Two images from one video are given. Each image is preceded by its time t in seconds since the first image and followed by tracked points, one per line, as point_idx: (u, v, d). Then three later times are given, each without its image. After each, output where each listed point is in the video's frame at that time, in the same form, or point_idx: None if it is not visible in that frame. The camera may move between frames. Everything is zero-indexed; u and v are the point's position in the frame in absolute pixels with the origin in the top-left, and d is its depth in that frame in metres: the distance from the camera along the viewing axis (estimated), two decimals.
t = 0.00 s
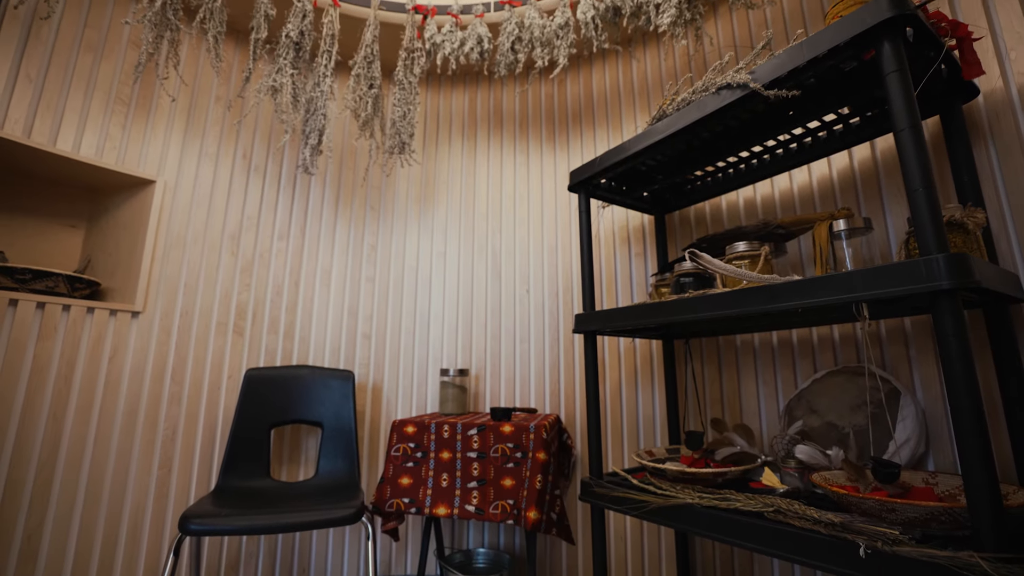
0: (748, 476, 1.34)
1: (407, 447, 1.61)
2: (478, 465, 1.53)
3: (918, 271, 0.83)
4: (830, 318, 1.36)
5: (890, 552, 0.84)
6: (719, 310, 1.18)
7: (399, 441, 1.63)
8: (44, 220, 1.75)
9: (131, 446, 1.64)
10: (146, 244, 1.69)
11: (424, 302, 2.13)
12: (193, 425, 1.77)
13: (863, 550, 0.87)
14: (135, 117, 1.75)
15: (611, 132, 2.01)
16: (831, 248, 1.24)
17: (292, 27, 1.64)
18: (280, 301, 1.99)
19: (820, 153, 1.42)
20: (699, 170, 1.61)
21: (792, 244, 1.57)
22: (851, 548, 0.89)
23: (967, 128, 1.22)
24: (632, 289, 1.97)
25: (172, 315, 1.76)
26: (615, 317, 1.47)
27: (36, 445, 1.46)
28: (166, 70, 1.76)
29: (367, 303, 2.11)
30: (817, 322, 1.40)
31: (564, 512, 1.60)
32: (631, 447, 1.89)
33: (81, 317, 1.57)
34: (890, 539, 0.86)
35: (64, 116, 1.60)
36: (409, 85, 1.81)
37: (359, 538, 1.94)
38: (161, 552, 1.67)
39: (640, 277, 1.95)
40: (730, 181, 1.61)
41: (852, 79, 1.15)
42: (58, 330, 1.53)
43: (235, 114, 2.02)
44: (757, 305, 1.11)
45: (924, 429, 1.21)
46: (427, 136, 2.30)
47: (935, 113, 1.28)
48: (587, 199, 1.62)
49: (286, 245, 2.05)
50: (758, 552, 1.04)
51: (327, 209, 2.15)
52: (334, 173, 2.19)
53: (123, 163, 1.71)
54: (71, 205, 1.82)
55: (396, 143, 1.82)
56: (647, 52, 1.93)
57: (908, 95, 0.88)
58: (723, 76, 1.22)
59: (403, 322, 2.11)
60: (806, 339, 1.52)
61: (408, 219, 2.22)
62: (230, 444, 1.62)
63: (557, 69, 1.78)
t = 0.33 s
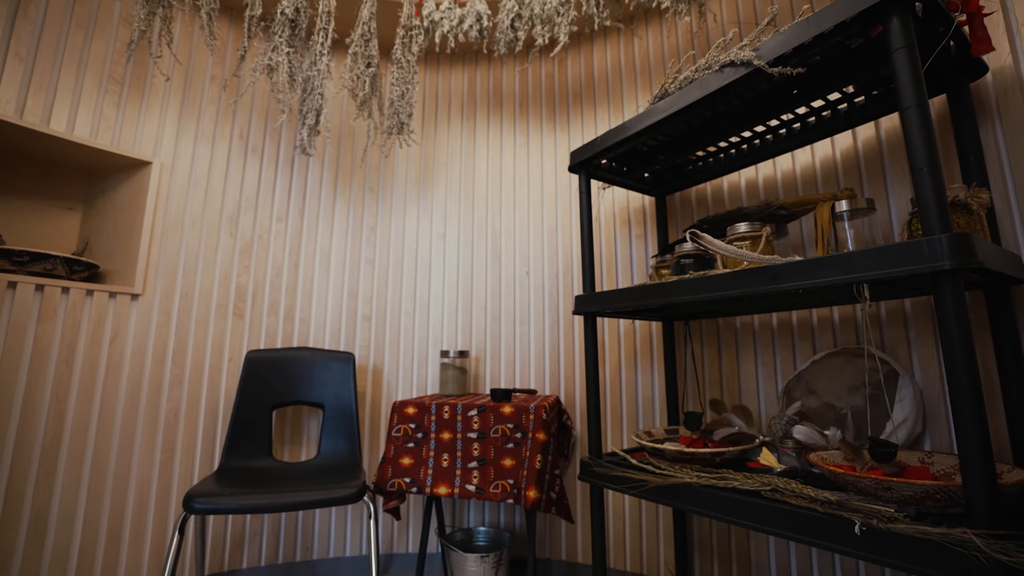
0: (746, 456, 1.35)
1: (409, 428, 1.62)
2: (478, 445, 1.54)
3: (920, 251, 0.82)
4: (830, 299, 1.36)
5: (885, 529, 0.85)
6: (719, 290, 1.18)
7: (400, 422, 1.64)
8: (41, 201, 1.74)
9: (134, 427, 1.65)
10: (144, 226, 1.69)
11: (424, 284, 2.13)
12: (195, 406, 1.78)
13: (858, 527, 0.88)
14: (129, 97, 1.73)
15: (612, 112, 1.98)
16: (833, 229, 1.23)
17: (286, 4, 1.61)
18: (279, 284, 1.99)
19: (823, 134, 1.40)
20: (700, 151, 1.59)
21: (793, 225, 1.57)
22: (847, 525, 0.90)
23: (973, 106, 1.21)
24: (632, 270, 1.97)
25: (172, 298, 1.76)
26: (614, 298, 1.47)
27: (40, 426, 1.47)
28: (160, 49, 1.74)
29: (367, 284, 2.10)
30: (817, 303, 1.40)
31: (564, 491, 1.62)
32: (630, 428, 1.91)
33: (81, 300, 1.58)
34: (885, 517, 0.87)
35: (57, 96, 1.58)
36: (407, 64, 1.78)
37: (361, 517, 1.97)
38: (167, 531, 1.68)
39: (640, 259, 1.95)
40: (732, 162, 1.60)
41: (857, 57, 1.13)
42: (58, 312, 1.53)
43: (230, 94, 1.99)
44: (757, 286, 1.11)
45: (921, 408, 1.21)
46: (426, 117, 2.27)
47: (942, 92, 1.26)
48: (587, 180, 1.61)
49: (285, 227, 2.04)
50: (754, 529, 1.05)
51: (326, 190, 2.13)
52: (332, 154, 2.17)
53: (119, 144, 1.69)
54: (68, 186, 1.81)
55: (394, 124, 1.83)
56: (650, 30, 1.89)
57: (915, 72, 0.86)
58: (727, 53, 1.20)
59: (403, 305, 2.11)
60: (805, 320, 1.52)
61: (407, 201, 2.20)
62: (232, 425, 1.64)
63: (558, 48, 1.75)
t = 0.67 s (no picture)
0: (744, 439, 1.36)
1: (409, 411, 1.63)
2: (478, 429, 1.55)
3: (923, 234, 0.82)
4: (830, 282, 1.36)
5: (881, 509, 0.85)
6: (719, 273, 1.18)
7: (400, 406, 1.64)
8: (37, 185, 1.73)
9: (135, 411, 1.66)
10: (142, 210, 1.68)
11: (423, 268, 2.13)
12: (196, 390, 1.79)
13: (854, 507, 0.89)
14: (123, 78, 1.71)
15: (612, 94, 1.96)
16: (834, 213, 1.22)
17: None
18: (278, 268, 1.98)
19: (827, 116, 1.38)
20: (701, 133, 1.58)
21: (794, 209, 1.56)
22: (843, 505, 0.91)
23: (980, 87, 1.19)
24: (632, 254, 1.96)
25: (171, 282, 1.76)
26: (614, 281, 1.46)
27: (43, 409, 1.48)
28: (153, 29, 1.71)
29: (367, 269, 2.10)
30: (817, 287, 1.40)
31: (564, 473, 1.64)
32: (629, 410, 1.92)
33: (80, 285, 1.58)
34: (881, 497, 0.88)
35: (49, 78, 1.57)
36: (405, 44, 1.75)
37: (363, 500, 1.99)
38: (171, 513, 1.70)
39: (640, 243, 1.94)
40: (734, 145, 1.58)
41: (863, 36, 1.11)
42: (57, 297, 1.53)
43: (226, 75, 1.96)
44: (757, 269, 1.10)
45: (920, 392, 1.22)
46: (424, 99, 2.24)
47: (948, 72, 1.24)
48: (587, 163, 1.60)
49: (284, 211, 2.02)
50: (751, 510, 1.07)
51: (324, 174, 2.12)
52: (330, 137, 2.15)
53: (114, 127, 1.68)
54: (64, 170, 1.80)
55: (392, 106, 1.81)
56: (652, 9, 1.86)
57: (922, 51, 0.85)
58: (731, 33, 1.17)
59: (403, 289, 2.11)
60: (805, 304, 1.52)
61: (407, 184, 2.19)
62: (235, 408, 1.65)
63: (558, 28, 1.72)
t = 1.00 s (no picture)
0: (743, 422, 1.36)
1: (409, 396, 1.64)
2: (478, 413, 1.56)
3: (925, 218, 0.81)
4: (831, 267, 1.35)
5: (878, 491, 0.86)
6: (720, 257, 1.17)
7: (400, 390, 1.65)
8: (32, 170, 1.71)
9: (137, 397, 1.67)
10: (139, 195, 1.67)
11: (423, 253, 2.12)
12: (197, 375, 1.79)
13: (852, 490, 0.89)
14: (117, 61, 1.69)
15: (613, 77, 1.94)
16: (837, 197, 1.21)
17: None
18: (278, 253, 1.98)
19: (832, 97, 1.37)
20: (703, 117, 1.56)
21: (796, 193, 1.55)
22: (840, 488, 0.91)
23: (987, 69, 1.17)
24: (632, 239, 1.96)
25: (170, 268, 1.75)
26: (614, 266, 1.46)
27: (44, 394, 1.49)
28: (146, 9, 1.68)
29: (367, 254, 2.09)
30: (817, 272, 1.39)
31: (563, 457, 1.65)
32: (629, 395, 1.93)
33: (79, 270, 1.57)
34: (878, 480, 0.88)
35: (41, 61, 1.54)
36: (404, 26, 1.72)
37: (364, 483, 2.01)
38: (175, 496, 1.71)
39: (641, 228, 1.93)
40: (736, 129, 1.57)
41: (869, 16, 1.09)
42: (55, 283, 1.53)
43: (222, 58, 1.93)
44: (758, 253, 1.10)
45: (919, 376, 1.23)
46: (423, 82, 2.21)
47: (955, 54, 1.22)
48: (588, 147, 1.58)
49: (282, 195, 2.01)
50: (749, 492, 1.07)
51: (322, 158, 2.10)
52: (328, 120, 2.12)
53: (109, 111, 1.66)
54: (60, 155, 1.78)
55: (391, 88, 1.79)
56: None
57: (929, 30, 0.83)
58: (734, 13, 1.15)
59: (403, 273, 2.10)
60: (806, 290, 1.52)
61: (406, 168, 2.17)
62: (237, 392, 1.66)
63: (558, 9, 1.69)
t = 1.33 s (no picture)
0: (742, 406, 1.37)
1: (409, 379, 1.65)
2: (478, 396, 1.57)
3: (929, 199, 0.80)
4: (832, 250, 1.35)
5: (874, 473, 0.87)
6: (721, 240, 1.16)
7: (400, 374, 1.66)
8: (27, 154, 1.70)
9: (138, 381, 1.68)
10: (136, 179, 1.66)
11: (423, 237, 2.11)
12: (198, 360, 1.80)
13: (849, 472, 0.90)
14: (110, 42, 1.66)
15: (614, 59, 1.91)
16: (839, 181, 1.19)
17: None
18: (276, 238, 1.97)
19: (836, 79, 1.35)
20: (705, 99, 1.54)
21: (798, 176, 1.53)
22: (837, 469, 0.92)
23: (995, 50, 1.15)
24: (632, 223, 1.95)
25: (169, 252, 1.75)
26: (614, 250, 1.45)
27: (46, 378, 1.50)
28: None
29: (366, 238, 2.08)
30: (818, 257, 1.39)
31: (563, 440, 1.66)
32: (628, 378, 1.94)
33: (77, 255, 1.57)
34: (875, 461, 0.88)
35: (33, 42, 1.52)
36: (402, 6, 1.69)
37: (366, 466, 2.04)
38: (177, 479, 1.73)
39: (641, 212, 1.92)
40: (739, 112, 1.55)
41: None
42: (54, 267, 1.53)
43: (217, 39, 1.90)
44: (759, 237, 1.09)
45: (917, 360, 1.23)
46: (422, 64, 2.18)
47: (963, 34, 1.20)
48: (588, 130, 1.57)
49: (280, 180, 1.99)
50: (746, 474, 1.08)
51: (320, 142, 2.08)
52: (326, 103, 2.10)
53: (103, 93, 1.64)
54: (55, 138, 1.77)
55: (389, 70, 1.76)
56: None
57: (938, 8, 0.81)
58: None
59: (402, 258, 2.10)
60: (806, 274, 1.51)
61: (405, 151, 2.15)
62: (238, 376, 1.67)
63: None
